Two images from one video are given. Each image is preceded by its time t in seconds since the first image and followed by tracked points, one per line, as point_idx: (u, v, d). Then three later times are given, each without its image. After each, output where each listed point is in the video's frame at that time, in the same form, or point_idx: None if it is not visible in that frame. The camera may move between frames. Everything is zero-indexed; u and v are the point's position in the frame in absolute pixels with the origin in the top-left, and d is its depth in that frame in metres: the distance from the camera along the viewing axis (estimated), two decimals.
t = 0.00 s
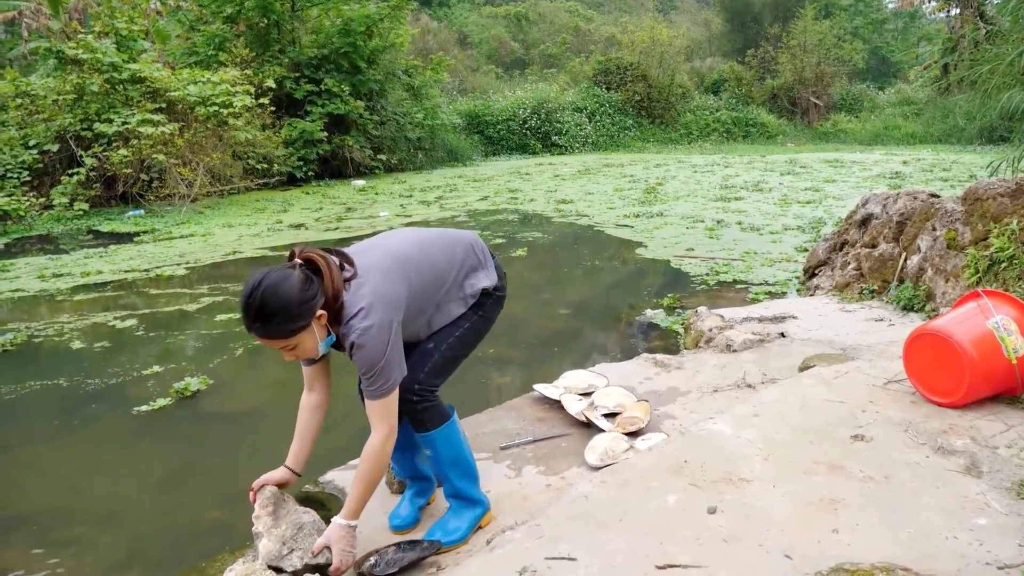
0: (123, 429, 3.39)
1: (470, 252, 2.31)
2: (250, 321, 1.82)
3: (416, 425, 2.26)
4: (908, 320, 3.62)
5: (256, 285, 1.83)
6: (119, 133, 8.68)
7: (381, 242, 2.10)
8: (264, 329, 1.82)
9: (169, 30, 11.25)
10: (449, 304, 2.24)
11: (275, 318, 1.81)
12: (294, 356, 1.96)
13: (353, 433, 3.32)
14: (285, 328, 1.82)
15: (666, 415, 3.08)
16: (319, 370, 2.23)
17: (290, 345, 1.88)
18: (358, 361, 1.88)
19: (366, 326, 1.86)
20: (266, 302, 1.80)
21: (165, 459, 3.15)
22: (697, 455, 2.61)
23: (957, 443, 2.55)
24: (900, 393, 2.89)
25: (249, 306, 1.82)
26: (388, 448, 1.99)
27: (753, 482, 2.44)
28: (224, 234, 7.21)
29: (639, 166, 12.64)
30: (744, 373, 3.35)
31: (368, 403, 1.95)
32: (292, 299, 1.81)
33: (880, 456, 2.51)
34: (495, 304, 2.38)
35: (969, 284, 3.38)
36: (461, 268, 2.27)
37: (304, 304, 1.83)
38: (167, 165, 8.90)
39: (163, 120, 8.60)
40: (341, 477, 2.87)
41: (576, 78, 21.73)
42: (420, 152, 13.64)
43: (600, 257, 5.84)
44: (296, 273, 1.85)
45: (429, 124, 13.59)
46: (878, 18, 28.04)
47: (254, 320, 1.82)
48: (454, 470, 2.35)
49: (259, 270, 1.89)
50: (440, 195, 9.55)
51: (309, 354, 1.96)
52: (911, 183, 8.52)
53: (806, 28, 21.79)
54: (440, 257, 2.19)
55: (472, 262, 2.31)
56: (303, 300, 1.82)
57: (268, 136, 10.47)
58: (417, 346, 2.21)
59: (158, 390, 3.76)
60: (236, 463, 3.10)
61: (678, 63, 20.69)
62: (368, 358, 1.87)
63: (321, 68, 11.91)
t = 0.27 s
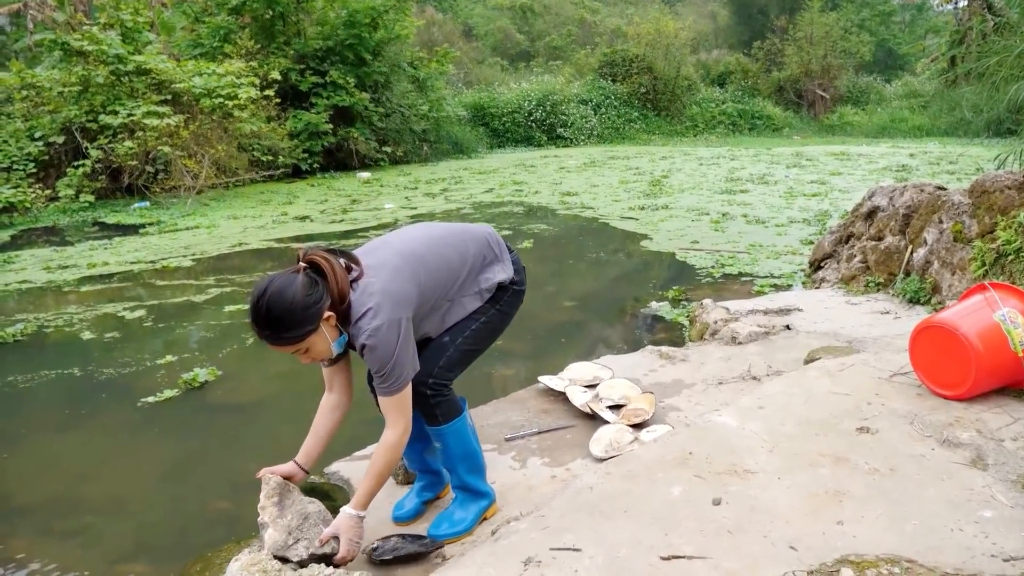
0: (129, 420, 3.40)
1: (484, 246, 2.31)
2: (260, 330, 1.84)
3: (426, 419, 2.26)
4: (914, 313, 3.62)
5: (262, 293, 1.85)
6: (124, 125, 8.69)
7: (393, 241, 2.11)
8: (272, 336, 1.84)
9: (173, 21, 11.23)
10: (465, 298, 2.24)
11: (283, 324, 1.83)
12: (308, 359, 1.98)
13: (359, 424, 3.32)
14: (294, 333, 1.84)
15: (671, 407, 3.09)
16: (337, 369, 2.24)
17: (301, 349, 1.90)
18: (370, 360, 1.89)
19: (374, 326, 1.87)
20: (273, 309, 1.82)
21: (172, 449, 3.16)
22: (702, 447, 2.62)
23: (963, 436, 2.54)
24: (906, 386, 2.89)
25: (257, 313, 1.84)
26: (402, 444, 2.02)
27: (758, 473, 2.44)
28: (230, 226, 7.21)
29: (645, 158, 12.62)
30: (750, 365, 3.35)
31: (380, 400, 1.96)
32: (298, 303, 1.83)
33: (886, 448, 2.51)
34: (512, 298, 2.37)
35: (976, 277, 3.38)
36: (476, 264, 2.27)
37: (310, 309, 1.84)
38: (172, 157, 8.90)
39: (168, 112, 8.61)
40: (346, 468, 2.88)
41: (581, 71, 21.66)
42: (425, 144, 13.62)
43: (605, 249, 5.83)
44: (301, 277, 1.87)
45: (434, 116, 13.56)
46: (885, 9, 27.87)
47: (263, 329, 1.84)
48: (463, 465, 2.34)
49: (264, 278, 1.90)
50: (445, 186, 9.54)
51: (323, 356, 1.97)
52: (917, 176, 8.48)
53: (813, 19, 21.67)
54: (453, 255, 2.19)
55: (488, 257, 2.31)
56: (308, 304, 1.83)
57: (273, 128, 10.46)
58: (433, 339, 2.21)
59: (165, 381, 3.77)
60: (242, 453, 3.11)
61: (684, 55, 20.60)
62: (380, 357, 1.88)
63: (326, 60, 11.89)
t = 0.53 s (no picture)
0: (135, 410, 3.41)
1: (497, 232, 2.32)
2: (288, 321, 1.84)
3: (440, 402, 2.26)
4: (921, 305, 3.61)
5: (289, 284, 1.84)
6: (130, 117, 8.71)
7: (408, 228, 2.11)
8: (301, 327, 1.84)
9: (179, 13, 11.25)
10: (480, 282, 2.25)
11: (312, 315, 1.83)
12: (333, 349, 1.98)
13: (366, 414, 3.33)
14: (323, 323, 1.84)
15: (676, 398, 3.09)
16: (350, 358, 2.25)
17: (328, 339, 1.91)
18: (397, 347, 1.90)
19: (403, 317, 1.87)
20: (301, 300, 1.81)
21: (178, 439, 3.18)
22: (707, 438, 2.61)
23: (970, 427, 2.53)
24: (912, 377, 2.89)
25: (284, 305, 1.83)
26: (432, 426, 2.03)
27: (764, 464, 2.44)
28: (235, 218, 7.22)
29: (651, 150, 12.58)
30: (755, 357, 3.34)
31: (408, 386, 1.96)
32: (327, 295, 1.82)
33: (892, 439, 2.51)
34: (524, 282, 2.38)
35: (983, 269, 3.36)
36: (490, 248, 2.28)
37: (338, 299, 1.84)
38: (178, 149, 8.91)
39: (173, 103, 8.63)
40: (353, 458, 2.88)
41: (587, 63, 21.61)
42: (431, 136, 13.60)
43: (610, 241, 5.83)
44: (327, 269, 1.86)
45: (439, 108, 13.54)
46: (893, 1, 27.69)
47: (291, 320, 1.84)
48: (473, 451, 2.34)
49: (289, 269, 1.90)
50: (450, 178, 9.53)
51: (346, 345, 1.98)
52: (924, 168, 8.44)
53: (820, 11, 21.55)
54: (470, 240, 2.19)
55: (500, 241, 2.32)
56: (337, 295, 1.83)
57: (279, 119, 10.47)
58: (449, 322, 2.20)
59: (171, 372, 3.78)
60: (249, 443, 3.11)
61: (690, 47, 20.52)
62: (408, 346, 1.88)
63: (331, 52, 11.86)
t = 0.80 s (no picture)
0: (142, 396, 3.42)
1: (502, 192, 2.28)
2: (302, 264, 1.84)
3: (465, 374, 2.24)
4: (928, 295, 3.59)
5: (303, 228, 1.85)
6: (137, 105, 8.74)
7: (415, 182, 2.09)
8: (314, 270, 1.84)
9: None
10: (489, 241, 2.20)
11: (326, 256, 1.83)
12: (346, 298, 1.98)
13: (372, 402, 3.34)
14: (337, 266, 1.84)
15: (683, 386, 3.09)
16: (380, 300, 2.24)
17: (342, 283, 1.90)
18: (414, 290, 1.88)
19: (417, 256, 1.86)
20: (315, 242, 1.82)
21: (185, 425, 3.19)
22: (713, 427, 2.61)
23: (977, 417, 2.53)
24: (919, 367, 2.88)
25: (299, 248, 1.84)
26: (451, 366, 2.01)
27: (770, 453, 2.44)
28: (242, 206, 7.23)
29: (658, 140, 12.55)
30: (762, 346, 3.34)
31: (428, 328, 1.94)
32: (340, 236, 1.83)
33: (898, 428, 2.50)
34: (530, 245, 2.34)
35: (992, 259, 3.35)
36: (496, 207, 2.24)
37: (351, 241, 1.85)
38: (184, 137, 8.92)
39: (180, 91, 8.66)
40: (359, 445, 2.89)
41: (594, 52, 21.54)
42: (437, 124, 13.58)
43: (617, 230, 5.82)
44: (339, 213, 1.87)
45: (445, 96, 13.52)
46: None
47: (306, 263, 1.84)
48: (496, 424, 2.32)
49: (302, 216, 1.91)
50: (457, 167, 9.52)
51: (360, 293, 1.97)
52: (933, 158, 8.40)
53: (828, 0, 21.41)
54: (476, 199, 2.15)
55: (505, 202, 2.28)
56: (350, 236, 1.84)
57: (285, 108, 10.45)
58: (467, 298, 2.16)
59: (178, 359, 3.79)
60: (255, 430, 3.12)
61: (697, 36, 20.43)
62: (423, 285, 1.86)
63: (337, 40, 11.83)
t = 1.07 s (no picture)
0: (149, 379, 3.43)
1: (514, 157, 2.27)
2: (304, 181, 1.83)
3: (497, 356, 2.31)
4: (936, 283, 3.58)
5: (306, 145, 1.85)
6: (143, 88, 8.74)
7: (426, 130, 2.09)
8: (316, 186, 1.84)
9: None
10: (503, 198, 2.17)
11: (330, 174, 1.82)
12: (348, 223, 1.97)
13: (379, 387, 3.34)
14: (339, 184, 1.84)
15: (689, 372, 3.09)
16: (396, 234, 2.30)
17: (344, 206, 1.90)
18: (425, 217, 1.88)
19: (427, 185, 1.88)
20: (319, 160, 1.81)
21: (191, 408, 3.20)
22: (719, 412, 2.61)
23: (984, 404, 2.52)
24: (927, 354, 2.87)
25: (301, 166, 1.82)
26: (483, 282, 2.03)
27: (776, 438, 2.44)
28: (248, 190, 7.23)
29: (665, 125, 12.50)
30: (768, 332, 3.34)
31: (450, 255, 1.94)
32: (344, 155, 1.83)
33: (905, 415, 2.50)
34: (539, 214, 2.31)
35: (1001, 246, 3.34)
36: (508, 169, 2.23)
37: (355, 161, 1.85)
38: (191, 121, 8.94)
39: (187, 74, 8.69)
40: (364, 429, 2.89)
41: (601, 37, 21.42)
42: (444, 109, 13.53)
43: (623, 216, 5.81)
44: (343, 133, 1.87)
45: (452, 81, 13.46)
46: None
47: (308, 181, 1.83)
48: (534, 399, 2.42)
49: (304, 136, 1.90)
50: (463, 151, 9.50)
51: (362, 220, 1.96)
52: (942, 146, 8.35)
53: None
54: (486, 155, 2.13)
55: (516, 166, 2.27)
56: (355, 155, 1.84)
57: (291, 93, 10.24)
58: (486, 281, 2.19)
59: (185, 342, 3.80)
60: (261, 414, 3.13)
61: (705, 22, 20.29)
62: (433, 214, 1.87)
63: (344, 23, 11.74)
